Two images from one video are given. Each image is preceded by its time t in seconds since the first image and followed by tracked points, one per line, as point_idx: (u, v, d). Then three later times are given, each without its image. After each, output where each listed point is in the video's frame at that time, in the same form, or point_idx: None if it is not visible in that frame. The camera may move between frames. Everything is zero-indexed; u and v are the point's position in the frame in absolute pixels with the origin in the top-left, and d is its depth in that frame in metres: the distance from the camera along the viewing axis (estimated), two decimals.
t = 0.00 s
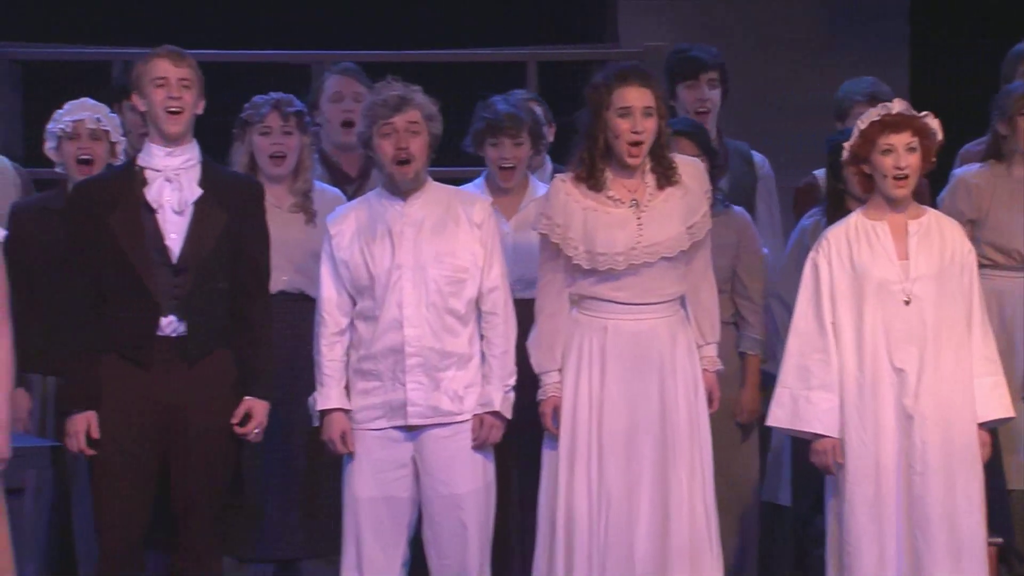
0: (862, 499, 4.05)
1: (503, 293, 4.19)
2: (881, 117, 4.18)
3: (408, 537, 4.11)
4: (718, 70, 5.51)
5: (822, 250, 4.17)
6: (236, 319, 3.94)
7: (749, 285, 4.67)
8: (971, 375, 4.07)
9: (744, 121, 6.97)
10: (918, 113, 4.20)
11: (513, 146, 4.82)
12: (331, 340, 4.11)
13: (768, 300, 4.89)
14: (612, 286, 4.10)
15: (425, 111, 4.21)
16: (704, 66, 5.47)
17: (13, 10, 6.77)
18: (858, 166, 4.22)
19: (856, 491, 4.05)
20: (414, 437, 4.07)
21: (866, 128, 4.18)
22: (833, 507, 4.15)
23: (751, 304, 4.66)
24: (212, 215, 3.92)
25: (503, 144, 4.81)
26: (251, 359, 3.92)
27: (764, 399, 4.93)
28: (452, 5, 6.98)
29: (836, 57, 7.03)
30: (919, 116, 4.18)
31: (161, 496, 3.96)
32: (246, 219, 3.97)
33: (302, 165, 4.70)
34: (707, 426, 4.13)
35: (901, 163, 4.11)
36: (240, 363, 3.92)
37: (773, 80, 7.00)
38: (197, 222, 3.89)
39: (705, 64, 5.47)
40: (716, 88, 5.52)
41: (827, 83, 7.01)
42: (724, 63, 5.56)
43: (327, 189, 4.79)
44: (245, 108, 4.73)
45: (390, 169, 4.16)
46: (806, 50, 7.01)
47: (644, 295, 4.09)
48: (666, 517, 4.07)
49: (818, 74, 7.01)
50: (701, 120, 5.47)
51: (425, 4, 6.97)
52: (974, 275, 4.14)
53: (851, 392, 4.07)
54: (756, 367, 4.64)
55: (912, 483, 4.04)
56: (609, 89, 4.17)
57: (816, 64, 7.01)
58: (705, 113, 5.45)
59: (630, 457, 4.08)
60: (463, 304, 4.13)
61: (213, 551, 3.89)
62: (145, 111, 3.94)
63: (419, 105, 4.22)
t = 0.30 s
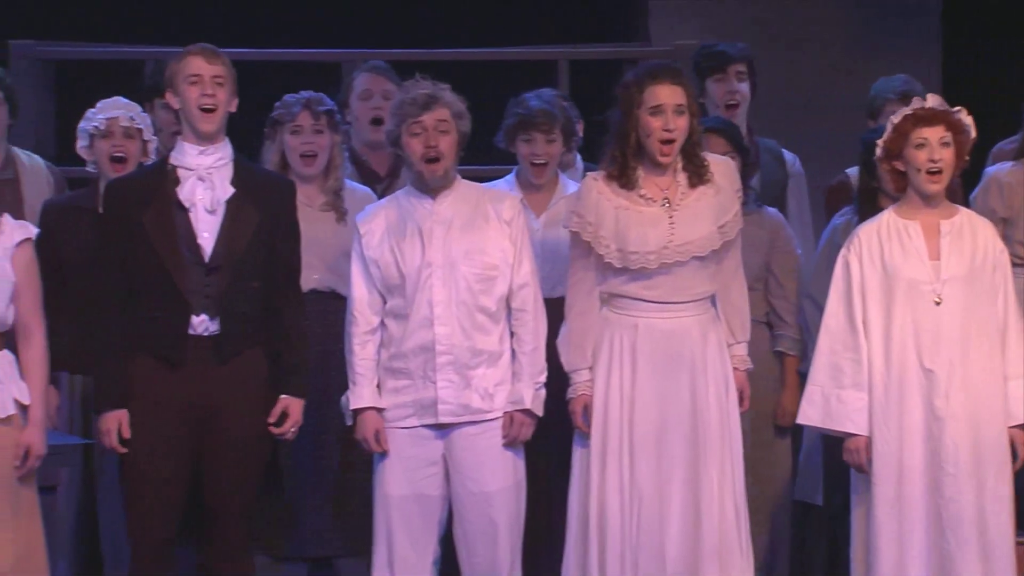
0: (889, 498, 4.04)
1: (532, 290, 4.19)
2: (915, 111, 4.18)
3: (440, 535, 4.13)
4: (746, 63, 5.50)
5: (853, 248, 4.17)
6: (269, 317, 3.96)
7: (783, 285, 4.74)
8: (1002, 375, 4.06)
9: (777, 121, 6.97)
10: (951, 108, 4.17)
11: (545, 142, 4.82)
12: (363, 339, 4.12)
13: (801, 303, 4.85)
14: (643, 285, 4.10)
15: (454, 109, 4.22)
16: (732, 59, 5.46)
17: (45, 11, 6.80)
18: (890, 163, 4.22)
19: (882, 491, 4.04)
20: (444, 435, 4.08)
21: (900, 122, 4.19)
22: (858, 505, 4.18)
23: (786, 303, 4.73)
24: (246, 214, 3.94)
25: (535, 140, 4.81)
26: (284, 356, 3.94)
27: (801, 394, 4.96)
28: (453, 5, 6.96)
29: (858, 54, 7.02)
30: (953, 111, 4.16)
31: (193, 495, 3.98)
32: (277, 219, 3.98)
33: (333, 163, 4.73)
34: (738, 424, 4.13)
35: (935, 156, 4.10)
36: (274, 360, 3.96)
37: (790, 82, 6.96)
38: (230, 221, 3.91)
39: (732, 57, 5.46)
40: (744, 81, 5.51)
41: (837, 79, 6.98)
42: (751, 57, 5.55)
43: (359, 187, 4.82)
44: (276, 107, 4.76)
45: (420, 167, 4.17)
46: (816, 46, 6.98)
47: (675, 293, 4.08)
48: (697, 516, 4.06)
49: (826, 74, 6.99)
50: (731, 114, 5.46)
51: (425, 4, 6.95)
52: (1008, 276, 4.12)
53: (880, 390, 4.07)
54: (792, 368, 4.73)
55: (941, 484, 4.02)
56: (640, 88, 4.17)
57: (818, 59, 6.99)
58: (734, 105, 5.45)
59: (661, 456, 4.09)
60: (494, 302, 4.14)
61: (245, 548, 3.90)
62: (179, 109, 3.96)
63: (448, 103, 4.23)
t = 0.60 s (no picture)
0: (910, 497, 4.04)
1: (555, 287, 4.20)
2: (941, 108, 4.17)
3: (463, 533, 4.13)
4: (770, 59, 5.49)
5: (878, 246, 4.17)
6: (294, 314, 3.98)
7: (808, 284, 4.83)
8: None
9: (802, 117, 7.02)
10: (978, 105, 4.16)
11: (573, 139, 4.83)
12: (387, 338, 4.13)
13: (827, 302, 4.83)
14: (666, 284, 4.10)
15: (475, 107, 4.21)
16: (755, 55, 5.45)
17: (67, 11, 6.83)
18: (916, 161, 4.21)
19: (903, 490, 4.04)
20: (468, 434, 4.09)
21: (925, 119, 4.18)
22: (880, 505, 4.17)
23: (811, 302, 4.82)
24: (271, 212, 3.95)
25: (564, 136, 4.82)
26: (308, 354, 3.95)
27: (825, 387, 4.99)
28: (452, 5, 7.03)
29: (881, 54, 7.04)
30: (980, 108, 4.15)
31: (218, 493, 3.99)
32: (301, 218, 4.00)
33: (356, 162, 4.76)
34: (762, 423, 4.12)
35: (960, 152, 4.08)
36: (297, 357, 3.96)
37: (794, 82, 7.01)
38: (254, 219, 3.93)
39: (755, 54, 5.45)
40: (768, 77, 5.50)
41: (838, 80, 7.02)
42: (775, 53, 5.53)
43: (383, 186, 4.84)
44: (299, 105, 4.79)
45: (442, 166, 4.17)
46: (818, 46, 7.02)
47: (698, 292, 4.08)
48: (721, 516, 4.06)
49: (825, 74, 7.04)
50: (756, 111, 5.44)
51: (425, 4, 7.01)
52: None
53: (902, 389, 4.06)
54: (816, 369, 4.81)
55: (963, 485, 4.01)
56: (665, 84, 4.18)
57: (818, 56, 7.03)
58: (757, 102, 5.44)
59: (685, 454, 4.08)
60: (518, 300, 4.14)
61: (271, 547, 3.90)
62: (204, 107, 3.97)
63: (469, 101, 4.23)
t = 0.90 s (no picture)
0: (933, 496, 4.02)
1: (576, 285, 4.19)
2: (964, 105, 4.17)
3: (485, 532, 4.13)
4: (792, 56, 5.48)
5: (901, 245, 4.15)
6: (314, 312, 3.98)
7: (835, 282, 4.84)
8: None
9: (825, 117, 7.03)
10: (1001, 103, 4.16)
11: (604, 135, 4.87)
12: (408, 336, 4.14)
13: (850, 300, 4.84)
14: (688, 282, 4.09)
15: (496, 105, 4.22)
16: (778, 52, 5.44)
17: (88, 11, 6.82)
18: (939, 159, 4.20)
19: (926, 490, 4.03)
20: (490, 432, 4.09)
21: (949, 116, 4.17)
22: (902, 505, 4.16)
23: (837, 298, 4.83)
24: (291, 210, 3.96)
25: (597, 132, 4.86)
26: (329, 352, 3.96)
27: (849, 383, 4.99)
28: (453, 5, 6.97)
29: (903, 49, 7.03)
30: (1004, 106, 4.14)
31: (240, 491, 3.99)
32: (323, 216, 4.00)
33: (379, 160, 4.76)
34: (784, 421, 4.11)
35: (984, 150, 4.07)
36: (318, 355, 3.97)
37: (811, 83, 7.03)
38: (275, 217, 3.93)
39: (778, 50, 5.44)
40: (791, 74, 5.49)
41: (845, 80, 7.04)
42: (798, 50, 5.52)
43: (404, 184, 4.84)
44: (322, 103, 4.80)
45: (463, 163, 4.18)
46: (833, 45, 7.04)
47: (720, 291, 4.08)
48: (743, 515, 4.05)
49: (843, 70, 7.04)
50: (779, 108, 5.45)
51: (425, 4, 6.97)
52: None
53: (926, 388, 4.06)
54: (839, 366, 4.81)
55: (985, 484, 3.99)
56: (687, 83, 4.18)
57: (827, 56, 7.03)
58: (781, 99, 5.44)
59: (707, 453, 4.08)
60: (539, 298, 4.14)
61: (293, 545, 3.90)
62: (226, 104, 3.99)
63: (491, 99, 4.24)
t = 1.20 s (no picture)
0: (962, 494, 4.01)
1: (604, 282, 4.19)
2: (993, 101, 4.15)
3: (513, 529, 4.14)
4: (822, 52, 5.47)
5: (929, 243, 4.14)
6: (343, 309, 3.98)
7: (867, 278, 4.83)
8: None
9: (857, 111, 6.95)
10: None
11: (639, 131, 4.87)
12: (436, 333, 4.15)
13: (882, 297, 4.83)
14: (718, 279, 4.08)
15: (524, 102, 4.22)
16: (808, 48, 5.44)
17: (114, 9, 6.83)
18: (969, 155, 4.19)
19: (955, 487, 4.02)
20: (518, 429, 4.10)
21: (978, 112, 4.16)
22: (931, 502, 4.14)
23: (870, 294, 4.82)
24: (318, 206, 3.96)
25: (632, 128, 4.86)
26: (358, 348, 3.95)
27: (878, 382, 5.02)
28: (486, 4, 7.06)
29: (936, 42, 6.97)
30: None
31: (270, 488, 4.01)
32: (352, 214, 4.01)
33: (408, 157, 4.78)
34: (813, 419, 4.10)
35: (1014, 144, 4.05)
36: (346, 351, 3.97)
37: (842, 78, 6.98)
38: (302, 214, 3.94)
39: (807, 46, 5.43)
40: (821, 70, 5.48)
41: (874, 77, 6.97)
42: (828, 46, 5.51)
43: (432, 182, 4.85)
44: (352, 100, 4.82)
45: (491, 160, 4.18)
46: (867, 39, 6.96)
47: (748, 287, 4.07)
48: (772, 513, 4.04)
49: (874, 62, 6.96)
50: (809, 104, 5.43)
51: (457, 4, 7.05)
52: None
53: (955, 386, 4.03)
54: (870, 359, 4.77)
55: (1013, 482, 3.98)
56: (717, 80, 4.16)
57: (858, 49, 6.95)
58: (811, 95, 5.42)
59: (736, 450, 4.07)
60: (568, 295, 4.14)
61: (323, 541, 3.91)
62: (253, 102, 4.01)
63: (519, 96, 4.24)
